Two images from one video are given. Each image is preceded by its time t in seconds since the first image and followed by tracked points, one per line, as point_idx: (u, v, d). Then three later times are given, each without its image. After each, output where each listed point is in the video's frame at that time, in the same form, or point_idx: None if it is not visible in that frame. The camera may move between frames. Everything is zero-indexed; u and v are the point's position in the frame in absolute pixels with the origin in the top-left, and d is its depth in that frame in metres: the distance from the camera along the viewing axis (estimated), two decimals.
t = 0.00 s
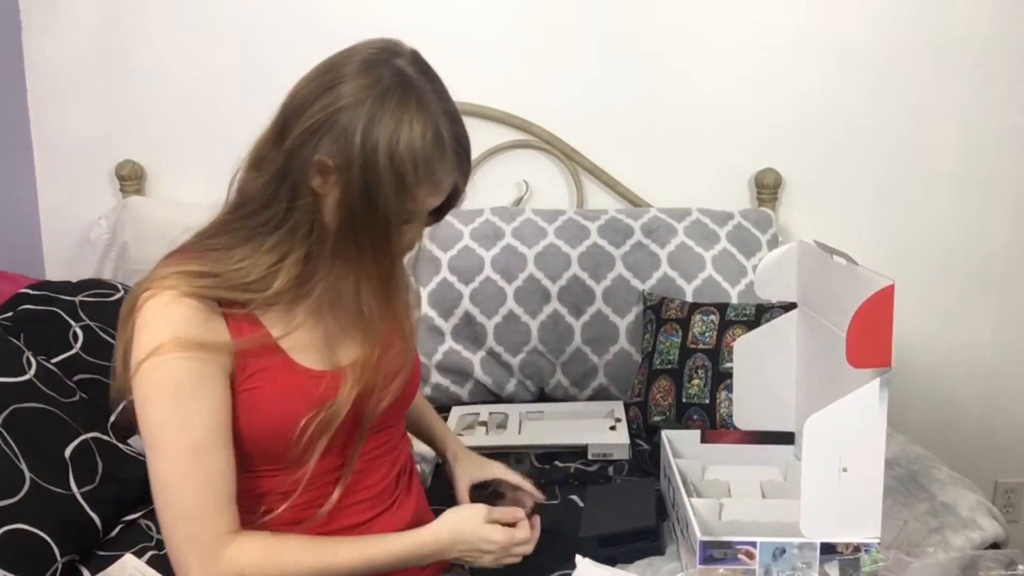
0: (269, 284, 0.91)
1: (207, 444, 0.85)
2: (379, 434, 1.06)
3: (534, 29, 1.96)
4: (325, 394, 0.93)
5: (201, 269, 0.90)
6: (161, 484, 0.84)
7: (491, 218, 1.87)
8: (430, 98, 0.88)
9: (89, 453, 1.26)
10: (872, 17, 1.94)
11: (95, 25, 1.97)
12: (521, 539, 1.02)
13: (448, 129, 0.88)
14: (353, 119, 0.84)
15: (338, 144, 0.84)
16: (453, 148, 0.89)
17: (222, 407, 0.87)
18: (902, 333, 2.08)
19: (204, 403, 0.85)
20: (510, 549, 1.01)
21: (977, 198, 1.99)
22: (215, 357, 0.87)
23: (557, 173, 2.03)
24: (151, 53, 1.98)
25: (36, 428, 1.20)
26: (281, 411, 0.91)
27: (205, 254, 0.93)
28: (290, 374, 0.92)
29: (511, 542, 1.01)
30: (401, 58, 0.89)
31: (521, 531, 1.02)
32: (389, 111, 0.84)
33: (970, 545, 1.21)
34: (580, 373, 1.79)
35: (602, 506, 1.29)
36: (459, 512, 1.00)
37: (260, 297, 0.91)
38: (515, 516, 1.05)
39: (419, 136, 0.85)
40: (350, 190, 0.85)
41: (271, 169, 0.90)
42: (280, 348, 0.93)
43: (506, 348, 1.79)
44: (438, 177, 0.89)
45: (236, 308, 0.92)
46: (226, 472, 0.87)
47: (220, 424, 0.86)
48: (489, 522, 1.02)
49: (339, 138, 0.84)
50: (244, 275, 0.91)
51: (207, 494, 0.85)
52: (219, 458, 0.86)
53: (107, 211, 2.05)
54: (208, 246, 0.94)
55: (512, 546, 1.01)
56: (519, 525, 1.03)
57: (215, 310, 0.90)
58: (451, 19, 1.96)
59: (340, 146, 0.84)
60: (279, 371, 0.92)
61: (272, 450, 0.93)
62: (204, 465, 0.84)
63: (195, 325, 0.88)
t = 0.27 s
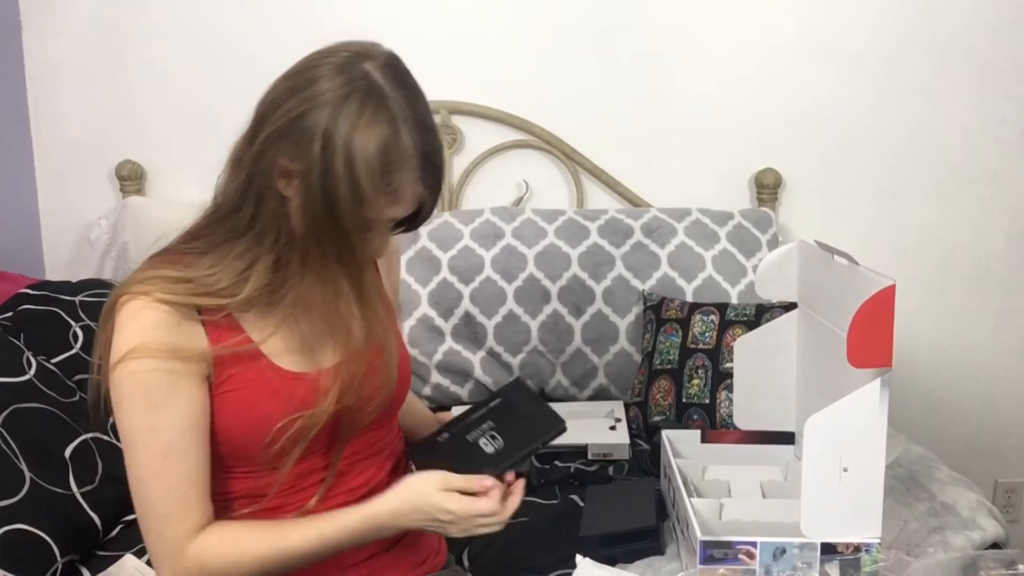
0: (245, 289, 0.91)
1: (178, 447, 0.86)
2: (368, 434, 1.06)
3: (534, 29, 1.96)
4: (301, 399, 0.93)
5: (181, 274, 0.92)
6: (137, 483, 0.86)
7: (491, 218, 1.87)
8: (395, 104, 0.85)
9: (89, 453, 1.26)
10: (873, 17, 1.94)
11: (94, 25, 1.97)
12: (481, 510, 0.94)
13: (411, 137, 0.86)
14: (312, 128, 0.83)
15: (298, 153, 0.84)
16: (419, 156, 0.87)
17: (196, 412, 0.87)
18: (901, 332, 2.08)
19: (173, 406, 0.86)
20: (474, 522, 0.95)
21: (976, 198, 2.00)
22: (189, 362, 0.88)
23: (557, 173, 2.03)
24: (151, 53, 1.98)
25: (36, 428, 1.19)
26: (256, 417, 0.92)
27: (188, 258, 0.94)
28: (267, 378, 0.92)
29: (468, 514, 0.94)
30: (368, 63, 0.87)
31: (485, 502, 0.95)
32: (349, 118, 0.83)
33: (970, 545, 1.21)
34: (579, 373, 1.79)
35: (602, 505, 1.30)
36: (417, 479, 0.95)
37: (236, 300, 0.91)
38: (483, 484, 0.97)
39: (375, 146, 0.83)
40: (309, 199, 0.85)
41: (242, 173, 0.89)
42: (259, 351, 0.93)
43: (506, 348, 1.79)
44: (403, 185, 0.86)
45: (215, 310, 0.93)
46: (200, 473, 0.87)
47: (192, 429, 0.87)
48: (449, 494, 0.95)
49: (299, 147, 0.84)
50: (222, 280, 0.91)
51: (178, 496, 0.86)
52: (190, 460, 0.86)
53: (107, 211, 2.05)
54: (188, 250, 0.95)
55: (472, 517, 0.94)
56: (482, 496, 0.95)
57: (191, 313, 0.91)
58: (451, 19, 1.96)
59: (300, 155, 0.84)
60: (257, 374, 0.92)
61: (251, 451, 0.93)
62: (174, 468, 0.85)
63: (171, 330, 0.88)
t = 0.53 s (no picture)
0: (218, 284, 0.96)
1: (147, 431, 0.93)
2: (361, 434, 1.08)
3: (535, 29, 1.96)
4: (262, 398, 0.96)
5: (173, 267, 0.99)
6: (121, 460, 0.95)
7: (491, 218, 1.87)
8: (342, 109, 0.86)
9: (89, 452, 1.26)
10: (873, 17, 1.94)
11: (95, 25, 1.97)
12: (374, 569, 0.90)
13: (352, 142, 0.86)
14: (261, 128, 0.87)
15: (250, 151, 0.88)
16: (360, 164, 0.87)
17: (164, 402, 0.93)
18: (901, 332, 2.08)
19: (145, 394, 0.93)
20: None
21: (977, 199, 2.00)
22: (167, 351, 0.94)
23: (558, 173, 2.03)
24: (151, 53, 1.98)
25: (36, 429, 1.19)
26: (227, 408, 0.96)
27: (181, 252, 1.01)
28: (238, 371, 0.97)
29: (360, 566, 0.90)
30: (329, 67, 0.89)
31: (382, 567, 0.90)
32: (289, 121, 0.85)
33: (970, 545, 1.21)
34: (579, 373, 1.79)
35: (602, 506, 1.30)
36: (335, 511, 0.93)
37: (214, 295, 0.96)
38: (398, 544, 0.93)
39: (309, 149, 0.85)
40: (256, 199, 0.89)
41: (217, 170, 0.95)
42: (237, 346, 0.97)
43: (506, 348, 1.79)
44: (342, 191, 0.87)
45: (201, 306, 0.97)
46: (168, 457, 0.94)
47: (166, 414, 0.94)
48: (357, 543, 0.91)
49: (252, 146, 0.88)
50: (201, 274, 0.97)
51: (157, 474, 0.94)
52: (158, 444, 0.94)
53: (107, 210, 2.05)
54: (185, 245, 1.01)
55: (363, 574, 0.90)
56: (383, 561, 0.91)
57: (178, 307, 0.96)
58: (452, 20, 1.96)
59: (251, 153, 0.88)
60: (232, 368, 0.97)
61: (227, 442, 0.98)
62: (145, 449, 0.93)
63: (153, 321, 0.95)
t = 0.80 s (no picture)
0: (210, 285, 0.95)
1: (149, 429, 0.95)
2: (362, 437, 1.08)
3: (535, 29, 1.96)
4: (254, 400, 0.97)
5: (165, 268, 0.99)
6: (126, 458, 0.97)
7: (491, 218, 1.87)
8: (317, 111, 0.87)
9: (89, 452, 1.26)
10: (873, 17, 1.94)
11: (95, 25, 1.97)
12: None
13: (323, 146, 0.86)
14: (242, 124, 0.88)
15: (232, 146, 0.89)
16: (329, 168, 0.86)
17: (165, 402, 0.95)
18: (901, 332, 2.08)
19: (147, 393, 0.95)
20: None
21: (977, 198, 2.00)
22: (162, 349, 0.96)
23: (558, 173, 2.03)
24: (151, 53, 1.98)
25: (36, 429, 1.19)
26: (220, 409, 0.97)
27: (177, 251, 1.01)
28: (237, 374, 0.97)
29: None
30: (314, 69, 0.90)
31: None
32: (263, 120, 0.86)
33: (970, 545, 1.21)
34: (579, 373, 1.79)
35: (601, 506, 1.30)
36: (310, 549, 0.93)
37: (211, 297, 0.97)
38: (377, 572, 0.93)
39: (279, 148, 0.85)
40: (231, 198, 0.90)
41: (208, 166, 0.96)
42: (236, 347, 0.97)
43: (506, 348, 1.79)
44: (309, 194, 0.87)
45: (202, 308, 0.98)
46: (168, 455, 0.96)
47: (162, 411, 0.95)
48: None
49: (233, 141, 0.89)
50: (195, 276, 0.97)
51: (154, 469, 0.96)
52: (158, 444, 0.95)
53: (107, 211, 2.05)
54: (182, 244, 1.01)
55: None
56: None
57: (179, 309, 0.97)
58: (452, 20, 1.96)
59: (231, 149, 0.89)
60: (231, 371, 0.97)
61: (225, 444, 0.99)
62: (147, 447, 0.95)
63: (152, 320, 0.96)
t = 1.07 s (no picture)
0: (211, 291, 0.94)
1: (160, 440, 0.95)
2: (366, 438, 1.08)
3: (535, 29, 1.96)
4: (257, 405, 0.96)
5: (168, 274, 0.99)
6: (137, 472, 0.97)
7: (491, 218, 1.87)
8: (318, 111, 0.86)
9: (89, 452, 1.26)
10: (873, 17, 1.94)
11: (95, 25, 1.97)
12: None
13: (329, 146, 0.86)
14: (242, 132, 0.88)
15: (233, 156, 0.89)
16: (338, 167, 0.86)
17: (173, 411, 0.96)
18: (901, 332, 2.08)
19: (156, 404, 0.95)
20: None
21: (977, 198, 1.99)
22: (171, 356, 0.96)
23: (558, 173, 2.03)
24: (151, 52, 1.98)
25: (36, 429, 1.19)
26: (227, 415, 0.97)
27: (175, 259, 1.00)
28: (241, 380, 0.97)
29: None
30: (309, 68, 0.90)
31: None
32: (264, 126, 0.86)
33: (970, 545, 1.21)
34: (579, 373, 1.79)
35: (601, 506, 1.30)
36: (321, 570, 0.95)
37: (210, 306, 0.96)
38: None
39: (286, 153, 0.85)
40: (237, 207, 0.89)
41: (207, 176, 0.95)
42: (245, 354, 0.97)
43: (506, 348, 1.79)
44: (322, 195, 0.87)
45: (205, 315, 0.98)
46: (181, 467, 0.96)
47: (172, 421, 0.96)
48: None
49: (234, 151, 0.89)
50: (196, 282, 0.96)
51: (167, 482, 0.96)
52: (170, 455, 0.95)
53: (107, 211, 2.05)
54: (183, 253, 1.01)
55: None
56: None
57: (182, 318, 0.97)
58: (452, 20, 1.96)
59: (233, 158, 0.89)
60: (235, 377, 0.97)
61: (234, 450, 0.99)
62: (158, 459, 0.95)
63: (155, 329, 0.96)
